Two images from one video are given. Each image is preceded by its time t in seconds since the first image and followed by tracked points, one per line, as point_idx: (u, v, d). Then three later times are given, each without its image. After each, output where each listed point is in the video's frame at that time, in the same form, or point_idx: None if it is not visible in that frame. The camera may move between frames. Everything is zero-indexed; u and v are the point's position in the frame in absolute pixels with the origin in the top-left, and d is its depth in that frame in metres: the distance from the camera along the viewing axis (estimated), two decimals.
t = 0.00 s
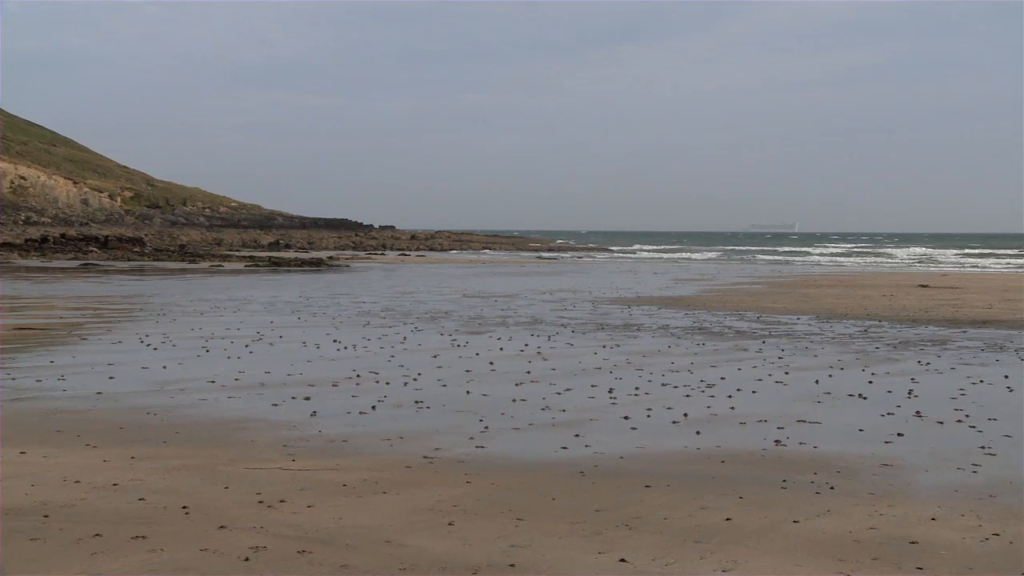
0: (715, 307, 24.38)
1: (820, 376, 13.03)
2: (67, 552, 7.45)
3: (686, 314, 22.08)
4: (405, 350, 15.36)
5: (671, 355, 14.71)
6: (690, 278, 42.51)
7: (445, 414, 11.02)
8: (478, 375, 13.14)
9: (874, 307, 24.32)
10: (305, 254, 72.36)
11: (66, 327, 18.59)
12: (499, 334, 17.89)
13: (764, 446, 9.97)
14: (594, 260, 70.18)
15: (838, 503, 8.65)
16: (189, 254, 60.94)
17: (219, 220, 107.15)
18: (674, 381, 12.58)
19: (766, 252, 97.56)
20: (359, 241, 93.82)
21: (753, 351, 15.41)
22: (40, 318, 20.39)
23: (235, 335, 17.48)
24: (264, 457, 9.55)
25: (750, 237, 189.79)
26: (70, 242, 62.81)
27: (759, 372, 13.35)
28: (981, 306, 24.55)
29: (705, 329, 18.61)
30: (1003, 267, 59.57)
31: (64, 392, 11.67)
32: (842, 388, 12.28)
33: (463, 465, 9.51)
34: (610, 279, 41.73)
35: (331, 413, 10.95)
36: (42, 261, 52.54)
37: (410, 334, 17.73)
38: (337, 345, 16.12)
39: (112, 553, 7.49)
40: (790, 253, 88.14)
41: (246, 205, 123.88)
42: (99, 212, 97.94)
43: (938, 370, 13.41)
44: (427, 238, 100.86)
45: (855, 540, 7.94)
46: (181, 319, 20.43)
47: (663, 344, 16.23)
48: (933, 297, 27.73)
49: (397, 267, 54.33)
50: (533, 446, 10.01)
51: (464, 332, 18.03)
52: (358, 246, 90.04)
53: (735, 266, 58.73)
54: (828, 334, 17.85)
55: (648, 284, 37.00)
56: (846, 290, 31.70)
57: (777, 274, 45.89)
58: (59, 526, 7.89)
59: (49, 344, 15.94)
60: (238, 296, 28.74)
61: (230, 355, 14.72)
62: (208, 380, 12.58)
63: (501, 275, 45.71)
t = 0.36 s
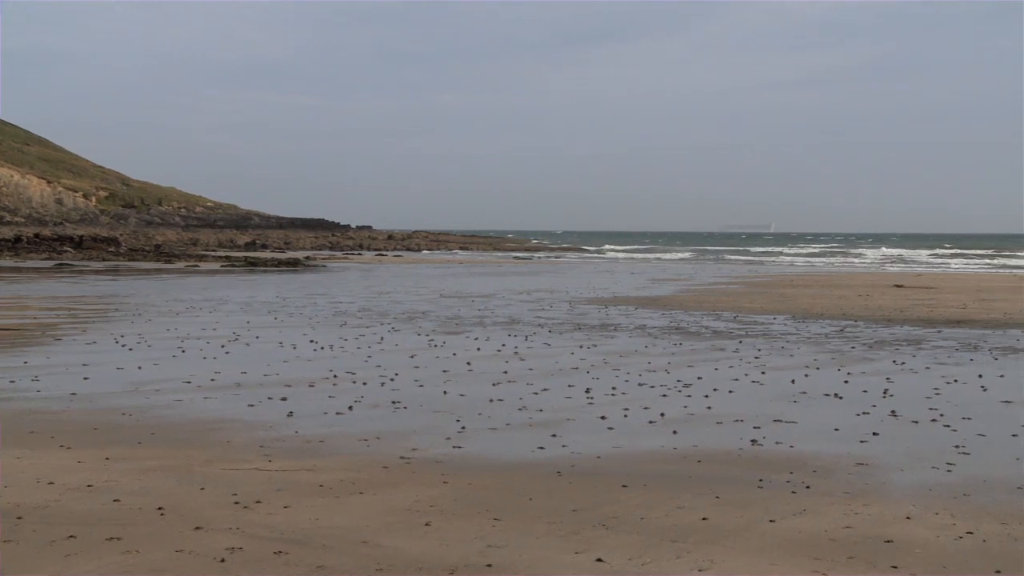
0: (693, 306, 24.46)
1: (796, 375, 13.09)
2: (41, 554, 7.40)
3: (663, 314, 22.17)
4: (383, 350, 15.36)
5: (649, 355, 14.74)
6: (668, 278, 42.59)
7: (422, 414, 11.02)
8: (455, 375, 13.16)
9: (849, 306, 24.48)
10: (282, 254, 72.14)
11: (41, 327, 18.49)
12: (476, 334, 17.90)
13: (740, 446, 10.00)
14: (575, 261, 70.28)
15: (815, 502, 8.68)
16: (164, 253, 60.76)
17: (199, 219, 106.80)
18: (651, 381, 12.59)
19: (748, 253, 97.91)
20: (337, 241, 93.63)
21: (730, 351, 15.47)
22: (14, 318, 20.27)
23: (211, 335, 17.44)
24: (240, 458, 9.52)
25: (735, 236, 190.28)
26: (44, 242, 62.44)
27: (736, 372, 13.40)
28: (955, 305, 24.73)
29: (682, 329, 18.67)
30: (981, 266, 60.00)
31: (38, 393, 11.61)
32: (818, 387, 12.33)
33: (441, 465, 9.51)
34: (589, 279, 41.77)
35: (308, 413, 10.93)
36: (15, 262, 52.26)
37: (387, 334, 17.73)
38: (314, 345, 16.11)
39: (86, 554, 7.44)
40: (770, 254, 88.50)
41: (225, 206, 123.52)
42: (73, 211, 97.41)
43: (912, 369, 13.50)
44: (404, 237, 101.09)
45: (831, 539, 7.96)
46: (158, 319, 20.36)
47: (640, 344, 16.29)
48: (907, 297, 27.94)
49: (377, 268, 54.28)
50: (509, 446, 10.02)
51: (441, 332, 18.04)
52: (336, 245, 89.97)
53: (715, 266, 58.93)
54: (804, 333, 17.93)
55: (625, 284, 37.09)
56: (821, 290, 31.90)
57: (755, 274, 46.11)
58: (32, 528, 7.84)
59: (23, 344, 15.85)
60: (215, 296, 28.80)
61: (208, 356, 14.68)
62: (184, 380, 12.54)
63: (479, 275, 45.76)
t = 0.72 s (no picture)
0: (670, 306, 24.41)
1: (774, 375, 13.15)
2: (14, 556, 7.34)
3: (641, 314, 22.14)
4: (361, 350, 15.33)
5: (627, 355, 14.77)
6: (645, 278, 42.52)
7: (400, 414, 11.01)
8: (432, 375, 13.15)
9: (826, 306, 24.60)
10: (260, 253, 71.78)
11: (15, 328, 18.33)
12: (454, 334, 17.89)
13: (718, 445, 10.03)
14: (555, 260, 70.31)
15: (792, 501, 8.71)
16: (140, 254, 60.45)
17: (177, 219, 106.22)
18: (629, 381, 12.62)
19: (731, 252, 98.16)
20: (315, 241, 93.23)
21: (708, 350, 15.51)
22: None
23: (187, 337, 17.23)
24: (217, 459, 9.48)
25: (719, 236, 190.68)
26: (14, 242, 61.84)
27: (715, 372, 13.43)
28: (930, 305, 24.88)
29: (660, 328, 18.73)
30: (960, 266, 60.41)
31: (11, 394, 11.52)
32: (795, 386, 12.40)
33: (419, 465, 9.51)
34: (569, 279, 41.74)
35: (285, 413, 10.91)
36: None
37: (365, 335, 17.70)
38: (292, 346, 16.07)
39: (61, 556, 7.39)
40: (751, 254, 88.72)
41: (204, 207, 122.93)
42: (47, 211, 96.61)
43: (889, 368, 13.58)
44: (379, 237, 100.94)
45: (808, 538, 7.99)
46: (134, 320, 20.22)
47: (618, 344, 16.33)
48: (883, 297, 28.03)
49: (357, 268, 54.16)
50: (487, 446, 10.02)
51: (419, 332, 18.02)
52: (314, 245, 89.68)
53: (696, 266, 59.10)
54: (781, 333, 17.98)
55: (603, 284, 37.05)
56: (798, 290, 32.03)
57: (731, 274, 45.93)
58: (6, 530, 7.78)
59: None
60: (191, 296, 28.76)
61: (186, 356, 14.61)
62: (161, 381, 12.48)
63: (457, 275, 45.62)
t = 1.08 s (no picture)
0: (649, 306, 24.42)
1: (753, 375, 13.20)
2: None
3: (620, 314, 22.13)
4: (341, 350, 15.31)
5: (606, 354, 14.79)
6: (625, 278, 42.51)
7: (379, 415, 11.00)
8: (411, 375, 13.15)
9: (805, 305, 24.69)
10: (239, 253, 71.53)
11: None
12: (433, 334, 17.88)
13: (697, 444, 10.06)
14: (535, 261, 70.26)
15: (770, 500, 8.74)
16: (117, 253, 60.18)
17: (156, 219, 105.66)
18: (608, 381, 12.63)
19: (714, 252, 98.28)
20: (294, 241, 92.90)
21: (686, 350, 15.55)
22: None
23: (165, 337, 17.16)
24: (195, 460, 9.44)
25: (706, 235, 190.95)
26: None
27: (694, 372, 13.47)
28: (908, 304, 24.97)
29: (639, 327, 18.75)
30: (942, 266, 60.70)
31: None
32: (774, 386, 12.43)
33: (398, 465, 9.50)
34: (549, 279, 41.71)
35: (264, 414, 10.88)
36: None
37: (344, 335, 17.67)
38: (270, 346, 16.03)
39: (37, 558, 7.34)
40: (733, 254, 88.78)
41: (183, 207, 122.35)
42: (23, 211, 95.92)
43: (867, 368, 13.64)
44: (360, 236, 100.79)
45: (786, 537, 8.01)
46: (112, 320, 20.11)
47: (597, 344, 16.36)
48: (860, 297, 28.07)
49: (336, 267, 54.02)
50: (466, 446, 10.02)
51: (398, 332, 18.00)
52: (293, 245, 89.47)
53: (679, 266, 59.19)
54: (759, 333, 18.02)
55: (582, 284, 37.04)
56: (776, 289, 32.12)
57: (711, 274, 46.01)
58: None
59: None
60: (168, 296, 28.75)
61: (165, 357, 14.55)
62: (138, 382, 12.43)
63: (438, 275, 45.55)
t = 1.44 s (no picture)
0: (631, 306, 24.44)
1: (733, 374, 13.24)
2: None
3: (602, 314, 22.13)
4: (322, 350, 15.29)
5: (587, 354, 14.82)
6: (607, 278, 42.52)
7: (359, 415, 11.00)
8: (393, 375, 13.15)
9: (785, 305, 24.79)
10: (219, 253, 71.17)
11: None
12: (414, 334, 17.89)
13: (677, 444, 10.07)
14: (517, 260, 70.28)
15: (750, 500, 8.76)
16: (95, 253, 59.89)
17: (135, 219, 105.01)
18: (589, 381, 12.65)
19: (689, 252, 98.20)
20: (275, 241, 92.57)
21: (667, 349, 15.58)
22: None
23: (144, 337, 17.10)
24: (175, 460, 9.41)
25: (694, 236, 191.30)
26: None
27: (675, 372, 13.50)
28: (888, 304, 25.04)
29: (620, 326, 18.78)
30: (922, 266, 61.07)
31: None
32: (754, 385, 12.48)
33: (379, 465, 9.49)
34: (531, 279, 41.71)
35: (244, 414, 10.85)
36: None
37: (325, 335, 17.66)
38: (251, 346, 16.00)
39: (14, 560, 7.29)
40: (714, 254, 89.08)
41: (165, 207, 121.75)
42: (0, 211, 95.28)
43: (847, 367, 13.71)
44: (340, 236, 100.64)
45: (766, 536, 8.03)
46: (91, 320, 20.01)
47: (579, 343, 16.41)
48: (840, 297, 28.14)
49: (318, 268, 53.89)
50: (447, 446, 10.02)
51: (379, 332, 18.00)
52: (275, 245, 89.28)
53: (663, 266, 59.32)
54: (740, 333, 18.06)
55: (565, 284, 37.03)
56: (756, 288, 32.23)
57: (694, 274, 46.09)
58: None
59: None
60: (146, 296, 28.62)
61: (146, 357, 14.50)
62: (117, 382, 12.38)
63: (419, 275, 45.49)
